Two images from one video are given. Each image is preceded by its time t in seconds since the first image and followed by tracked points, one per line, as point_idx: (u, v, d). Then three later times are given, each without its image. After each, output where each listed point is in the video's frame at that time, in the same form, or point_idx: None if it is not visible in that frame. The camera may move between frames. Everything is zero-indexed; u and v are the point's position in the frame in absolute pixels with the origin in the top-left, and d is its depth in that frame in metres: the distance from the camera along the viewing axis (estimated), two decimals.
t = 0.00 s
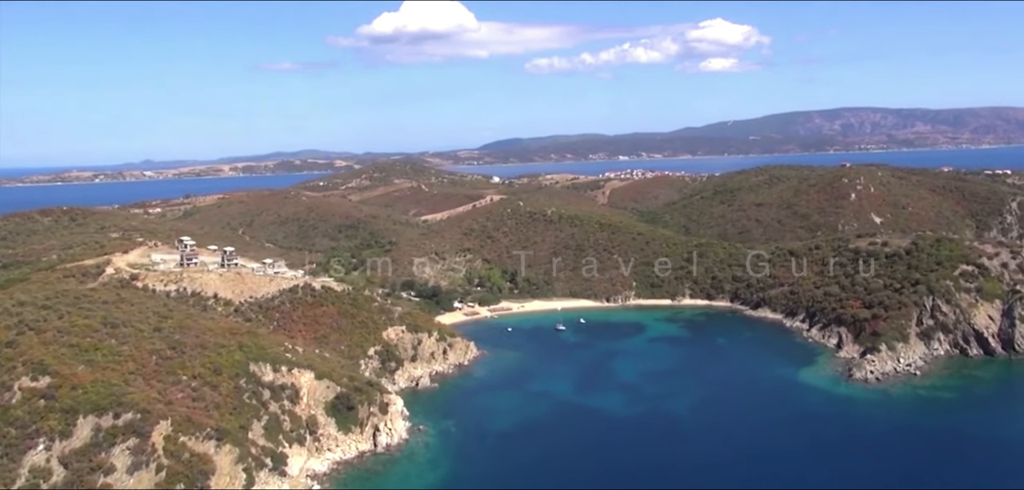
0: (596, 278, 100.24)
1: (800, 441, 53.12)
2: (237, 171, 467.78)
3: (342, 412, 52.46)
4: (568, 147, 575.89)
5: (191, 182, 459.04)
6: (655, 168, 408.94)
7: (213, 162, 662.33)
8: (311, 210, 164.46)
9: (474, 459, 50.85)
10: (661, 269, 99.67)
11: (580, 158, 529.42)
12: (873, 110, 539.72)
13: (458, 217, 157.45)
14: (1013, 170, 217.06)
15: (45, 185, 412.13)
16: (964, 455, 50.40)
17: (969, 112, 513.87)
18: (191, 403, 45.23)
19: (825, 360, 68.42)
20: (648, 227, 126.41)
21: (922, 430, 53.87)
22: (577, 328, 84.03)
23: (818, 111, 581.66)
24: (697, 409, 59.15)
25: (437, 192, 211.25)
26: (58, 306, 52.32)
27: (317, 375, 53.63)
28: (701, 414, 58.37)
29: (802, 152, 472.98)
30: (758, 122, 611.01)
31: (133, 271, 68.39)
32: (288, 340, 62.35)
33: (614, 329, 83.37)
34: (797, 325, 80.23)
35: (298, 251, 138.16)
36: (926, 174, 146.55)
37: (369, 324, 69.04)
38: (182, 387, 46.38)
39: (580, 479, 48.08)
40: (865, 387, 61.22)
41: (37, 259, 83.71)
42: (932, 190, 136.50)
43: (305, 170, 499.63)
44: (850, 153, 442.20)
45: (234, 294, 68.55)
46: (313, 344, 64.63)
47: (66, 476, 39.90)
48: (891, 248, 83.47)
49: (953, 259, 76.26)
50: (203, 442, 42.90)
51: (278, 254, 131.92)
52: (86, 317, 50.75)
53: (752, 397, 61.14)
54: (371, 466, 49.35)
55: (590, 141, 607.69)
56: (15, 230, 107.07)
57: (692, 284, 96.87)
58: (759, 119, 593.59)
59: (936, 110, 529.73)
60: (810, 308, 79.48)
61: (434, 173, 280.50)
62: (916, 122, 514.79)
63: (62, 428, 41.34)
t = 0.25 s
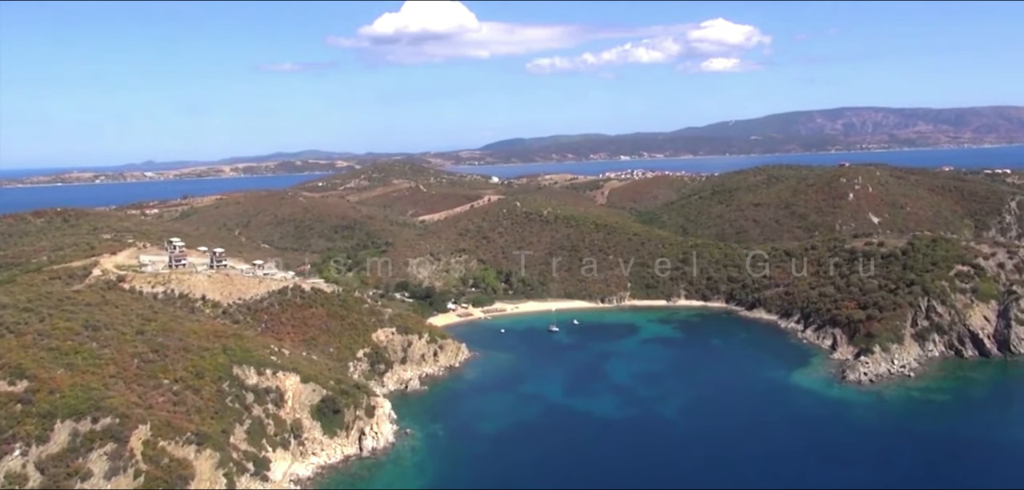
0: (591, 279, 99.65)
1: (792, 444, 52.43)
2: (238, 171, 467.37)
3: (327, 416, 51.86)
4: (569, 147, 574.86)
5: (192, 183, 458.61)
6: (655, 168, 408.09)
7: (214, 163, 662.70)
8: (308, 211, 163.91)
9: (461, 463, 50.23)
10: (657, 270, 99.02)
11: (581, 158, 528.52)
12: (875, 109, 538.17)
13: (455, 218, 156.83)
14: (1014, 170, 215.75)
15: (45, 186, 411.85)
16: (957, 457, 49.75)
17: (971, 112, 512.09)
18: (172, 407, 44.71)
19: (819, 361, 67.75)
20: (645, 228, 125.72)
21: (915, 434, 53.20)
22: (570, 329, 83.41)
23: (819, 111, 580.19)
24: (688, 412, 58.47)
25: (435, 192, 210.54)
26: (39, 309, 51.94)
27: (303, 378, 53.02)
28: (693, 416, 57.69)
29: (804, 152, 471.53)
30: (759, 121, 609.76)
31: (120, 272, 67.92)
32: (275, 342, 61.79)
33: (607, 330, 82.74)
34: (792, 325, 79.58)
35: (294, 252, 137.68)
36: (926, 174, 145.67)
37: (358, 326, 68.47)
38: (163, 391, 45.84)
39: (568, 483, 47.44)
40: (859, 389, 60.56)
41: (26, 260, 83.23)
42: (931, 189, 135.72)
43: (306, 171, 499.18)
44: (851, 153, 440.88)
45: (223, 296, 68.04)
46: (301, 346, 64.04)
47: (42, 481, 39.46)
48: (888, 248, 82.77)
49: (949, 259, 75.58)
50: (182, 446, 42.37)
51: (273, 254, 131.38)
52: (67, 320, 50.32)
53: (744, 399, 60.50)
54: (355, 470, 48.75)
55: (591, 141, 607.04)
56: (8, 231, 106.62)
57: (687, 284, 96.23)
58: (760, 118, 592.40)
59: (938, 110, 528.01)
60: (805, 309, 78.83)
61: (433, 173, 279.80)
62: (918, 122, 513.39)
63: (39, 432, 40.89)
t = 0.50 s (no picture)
0: (584, 281, 98.82)
1: (780, 448, 51.59)
2: (239, 172, 466.47)
3: (308, 421, 51.01)
4: (571, 148, 573.69)
5: (193, 184, 458.40)
6: (657, 168, 407.01)
7: (216, 165, 662.71)
8: (304, 212, 163.23)
9: (443, 469, 49.45)
10: (650, 271, 98.16)
11: (583, 159, 527.36)
12: (877, 109, 536.17)
13: (451, 219, 155.99)
14: (1017, 169, 214.05)
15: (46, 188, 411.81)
16: (947, 463, 48.87)
17: (974, 111, 509.73)
18: (146, 413, 44.03)
19: (810, 364, 66.86)
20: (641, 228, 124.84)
21: (905, 438, 52.33)
22: (561, 332, 82.58)
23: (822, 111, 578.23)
24: (675, 417, 57.68)
25: (433, 193, 209.74)
26: (15, 314, 51.84)
27: (284, 382, 52.21)
28: (680, 421, 56.90)
29: (806, 152, 469.60)
30: (761, 122, 607.97)
31: (104, 276, 67.30)
32: (259, 346, 61.01)
33: (599, 333, 81.91)
34: (785, 327, 78.70)
35: (289, 254, 137.06)
36: (925, 174, 144.61)
37: (345, 328, 67.72)
38: (138, 397, 45.14)
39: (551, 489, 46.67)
40: (850, 393, 59.69)
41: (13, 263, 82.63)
42: (930, 189, 134.64)
43: (307, 173, 498.80)
44: (854, 153, 439.03)
45: (208, 299, 67.34)
46: (286, 349, 63.22)
47: None
48: (882, 249, 81.84)
49: (944, 260, 74.68)
50: (156, 453, 41.60)
51: (267, 256, 130.68)
52: (44, 324, 50.13)
53: (733, 403, 59.70)
54: (335, 476, 47.95)
55: (592, 142, 605.80)
56: None
57: (681, 286, 95.38)
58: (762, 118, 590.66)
59: (941, 109, 525.82)
60: (798, 311, 77.95)
61: (433, 175, 278.97)
62: (921, 122, 511.33)
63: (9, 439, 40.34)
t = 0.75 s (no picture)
0: (579, 283, 98.18)
1: (772, 452, 50.94)
2: (239, 173, 466.28)
3: (293, 425, 50.36)
4: (571, 149, 572.71)
5: (193, 185, 458.10)
6: (657, 169, 406.27)
7: (216, 166, 662.76)
8: (300, 214, 162.64)
9: (430, 473, 48.83)
10: (645, 273, 97.54)
11: (583, 160, 526.54)
12: (878, 109, 534.96)
13: (448, 220, 155.31)
14: (1019, 169, 213.01)
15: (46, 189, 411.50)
16: (940, 467, 48.15)
17: (975, 111, 508.37)
18: (126, 418, 43.48)
19: (804, 367, 66.17)
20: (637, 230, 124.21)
21: (898, 442, 51.64)
22: (554, 334, 81.92)
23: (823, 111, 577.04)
24: (666, 420, 57.04)
25: (431, 194, 209.05)
26: None
27: (269, 386, 51.54)
28: (671, 424, 56.25)
29: (807, 152, 468.29)
30: (762, 122, 606.93)
31: (91, 279, 66.72)
32: (246, 349, 60.38)
33: (592, 335, 81.28)
34: (779, 330, 78.04)
35: (284, 256, 136.48)
36: (923, 174, 143.91)
37: (334, 332, 67.06)
38: (119, 402, 44.58)
39: None
40: (843, 396, 59.03)
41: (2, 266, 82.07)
42: (928, 190, 133.92)
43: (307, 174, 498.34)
44: (855, 153, 437.75)
45: (196, 302, 66.69)
46: (274, 353, 62.58)
47: None
48: (878, 250, 81.18)
49: (940, 262, 74.01)
50: (135, 459, 41.02)
51: (262, 258, 130.09)
52: (25, 330, 49.42)
53: (725, 406, 59.05)
54: (319, 482, 47.35)
55: (593, 143, 605.28)
56: None
57: (676, 288, 94.77)
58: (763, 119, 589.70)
59: (942, 110, 524.43)
60: (793, 314, 77.30)
61: (432, 176, 278.33)
62: (922, 122, 510.07)
63: None
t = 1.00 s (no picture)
0: (571, 286, 97.27)
1: (760, 459, 50.00)
2: (240, 176, 466.34)
3: (271, 433, 49.40)
4: (572, 150, 571.71)
5: (193, 188, 458.03)
6: (658, 171, 405.34)
7: (218, 169, 663.04)
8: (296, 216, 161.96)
9: (411, 481, 47.99)
10: (638, 276, 96.62)
11: (584, 162, 525.66)
12: (880, 110, 533.36)
13: (444, 222, 154.38)
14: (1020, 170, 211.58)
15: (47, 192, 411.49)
16: (929, 474, 47.15)
17: (977, 112, 506.46)
18: (97, 427, 42.80)
19: (795, 372, 65.25)
20: (632, 232, 123.25)
21: (888, 449, 50.68)
22: (545, 338, 81.04)
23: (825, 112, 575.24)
24: (654, 427, 56.13)
25: (429, 197, 208.27)
26: None
27: (248, 393, 50.68)
28: (658, 431, 55.35)
29: (809, 153, 466.71)
30: (764, 123, 605.52)
31: (73, 283, 66.10)
32: (228, 354, 59.55)
33: (583, 339, 80.37)
34: (772, 334, 77.11)
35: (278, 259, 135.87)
36: (922, 176, 142.85)
37: (320, 337, 66.22)
38: (91, 409, 43.89)
39: None
40: (833, 402, 58.12)
41: None
42: (926, 191, 132.87)
43: (308, 177, 498.11)
44: (856, 155, 435.98)
45: (180, 306, 65.94)
46: (257, 358, 61.75)
47: None
48: (872, 253, 80.25)
49: (934, 265, 73.08)
50: (105, 469, 40.31)
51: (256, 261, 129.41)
52: None
53: (714, 411, 58.20)
54: None
55: (594, 145, 604.49)
56: None
57: (669, 291, 93.86)
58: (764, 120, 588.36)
59: (944, 111, 522.46)
60: (786, 317, 76.36)
61: (431, 178, 277.58)
62: (924, 123, 508.25)
63: None
